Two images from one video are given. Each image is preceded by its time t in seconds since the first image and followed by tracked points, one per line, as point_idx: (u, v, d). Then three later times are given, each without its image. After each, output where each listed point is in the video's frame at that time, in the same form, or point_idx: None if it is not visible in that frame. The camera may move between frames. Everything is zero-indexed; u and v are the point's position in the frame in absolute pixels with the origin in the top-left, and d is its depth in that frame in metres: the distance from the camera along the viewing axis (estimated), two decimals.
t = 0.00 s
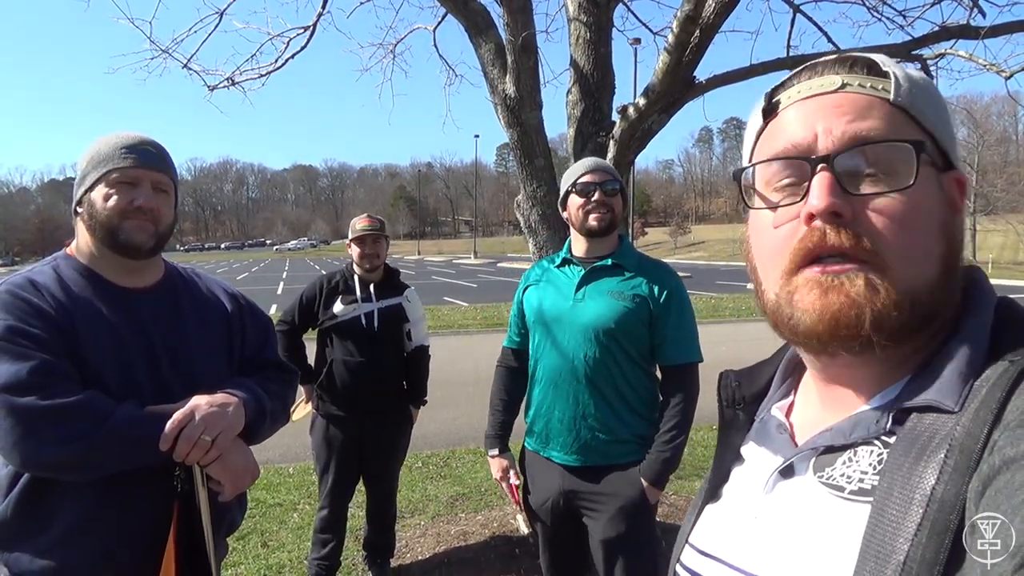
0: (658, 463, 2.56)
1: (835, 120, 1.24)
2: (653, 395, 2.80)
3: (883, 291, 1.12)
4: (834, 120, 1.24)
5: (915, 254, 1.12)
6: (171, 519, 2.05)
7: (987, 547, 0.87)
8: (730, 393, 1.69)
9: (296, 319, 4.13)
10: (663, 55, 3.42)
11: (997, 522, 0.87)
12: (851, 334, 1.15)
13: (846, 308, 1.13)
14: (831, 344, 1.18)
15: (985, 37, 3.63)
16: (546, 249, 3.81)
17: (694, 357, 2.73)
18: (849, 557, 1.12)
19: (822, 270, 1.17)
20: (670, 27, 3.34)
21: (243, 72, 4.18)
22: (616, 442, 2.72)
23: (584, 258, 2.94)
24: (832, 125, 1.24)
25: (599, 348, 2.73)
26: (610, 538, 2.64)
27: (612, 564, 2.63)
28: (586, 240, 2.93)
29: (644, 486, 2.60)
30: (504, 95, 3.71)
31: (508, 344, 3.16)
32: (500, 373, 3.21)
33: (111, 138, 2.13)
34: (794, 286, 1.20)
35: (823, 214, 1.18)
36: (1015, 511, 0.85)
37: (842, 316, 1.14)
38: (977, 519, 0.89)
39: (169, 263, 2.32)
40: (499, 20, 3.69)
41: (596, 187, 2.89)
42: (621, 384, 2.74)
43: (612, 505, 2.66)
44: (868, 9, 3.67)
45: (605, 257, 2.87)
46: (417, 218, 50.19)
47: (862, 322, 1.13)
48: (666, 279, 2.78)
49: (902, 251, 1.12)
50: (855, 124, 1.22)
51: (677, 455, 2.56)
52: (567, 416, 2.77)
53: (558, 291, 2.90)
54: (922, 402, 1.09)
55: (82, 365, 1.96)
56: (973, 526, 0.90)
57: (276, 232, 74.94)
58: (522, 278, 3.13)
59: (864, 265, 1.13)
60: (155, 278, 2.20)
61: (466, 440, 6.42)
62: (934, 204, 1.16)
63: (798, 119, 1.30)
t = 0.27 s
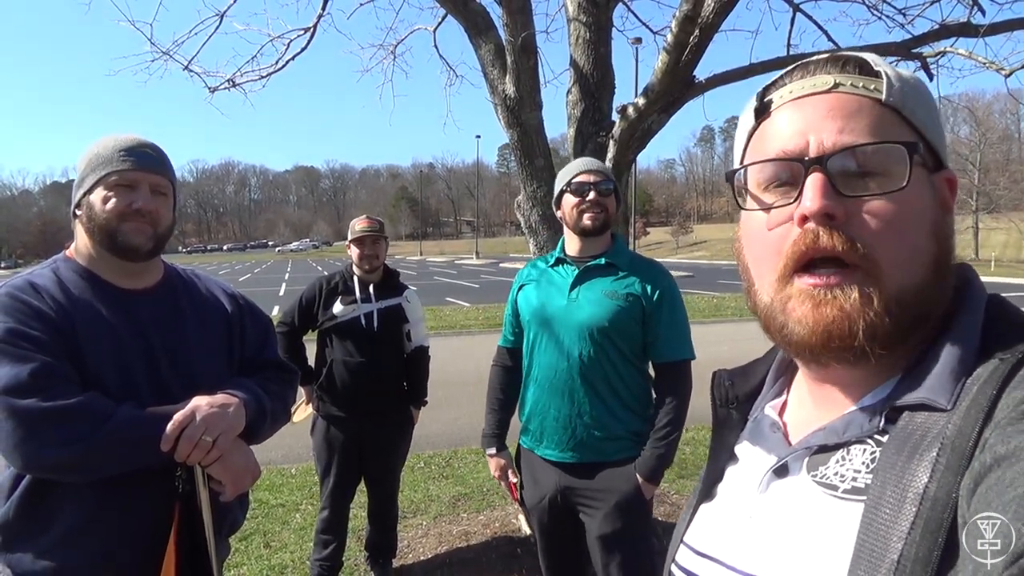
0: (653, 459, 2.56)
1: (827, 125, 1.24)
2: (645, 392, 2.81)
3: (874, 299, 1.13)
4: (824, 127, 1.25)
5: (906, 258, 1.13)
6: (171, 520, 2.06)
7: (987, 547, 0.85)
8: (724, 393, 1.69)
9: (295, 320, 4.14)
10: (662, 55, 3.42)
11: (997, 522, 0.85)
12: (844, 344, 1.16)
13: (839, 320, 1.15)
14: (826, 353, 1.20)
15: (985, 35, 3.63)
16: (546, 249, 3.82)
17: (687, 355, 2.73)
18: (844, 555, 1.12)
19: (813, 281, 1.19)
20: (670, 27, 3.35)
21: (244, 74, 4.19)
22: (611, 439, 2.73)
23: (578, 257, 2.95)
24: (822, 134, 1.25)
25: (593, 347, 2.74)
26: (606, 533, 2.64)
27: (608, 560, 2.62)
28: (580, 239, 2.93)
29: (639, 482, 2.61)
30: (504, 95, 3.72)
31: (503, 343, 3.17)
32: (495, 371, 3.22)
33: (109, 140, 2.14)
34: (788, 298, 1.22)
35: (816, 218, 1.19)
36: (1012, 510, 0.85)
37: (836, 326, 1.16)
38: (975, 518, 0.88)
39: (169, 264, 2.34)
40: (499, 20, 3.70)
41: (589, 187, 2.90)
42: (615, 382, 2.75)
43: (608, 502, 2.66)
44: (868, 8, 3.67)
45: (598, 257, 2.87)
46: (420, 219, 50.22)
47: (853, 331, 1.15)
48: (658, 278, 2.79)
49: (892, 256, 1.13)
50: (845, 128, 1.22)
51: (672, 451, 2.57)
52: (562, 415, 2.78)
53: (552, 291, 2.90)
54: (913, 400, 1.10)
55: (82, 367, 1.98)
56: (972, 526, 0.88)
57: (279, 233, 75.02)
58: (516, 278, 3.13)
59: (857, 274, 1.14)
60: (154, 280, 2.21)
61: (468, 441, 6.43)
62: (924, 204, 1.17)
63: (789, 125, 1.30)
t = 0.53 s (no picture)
0: (648, 457, 2.60)
1: (836, 121, 1.23)
2: (638, 390, 2.80)
3: (885, 292, 1.12)
4: (833, 123, 1.24)
5: (915, 255, 1.13)
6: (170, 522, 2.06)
7: (987, 547, 0.85)
8: (722, 393, 1.69)
9: (294, 322, 4.14)
10: (661, 55, 3.42)
11: (998, 523, 0.85)
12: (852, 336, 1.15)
13: (848, 312, 1.14)
14: (832, 346, 1.18)
15: (984, 33, 3.63)
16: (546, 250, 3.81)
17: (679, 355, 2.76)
18: (844, 555, 1.12)
19: (820, 273, 1.17)
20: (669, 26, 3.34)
21: (244, 76, 3.98)
22: (605, 438, 2.73)
23: (570, 258, 2.94)
24: (831, 130, 1.23)
25: (588, 346, 2.73)
26: (603, 531, 2.65)
27: (605, 556, 2.63)
28: (572, 241, 2.93)
29: (634, 479, 2.62)
30: (504, 96, 3.72)
31: (495, 343, 3.17)
32: (486, 371, 3.21)
33: (106, 142, 2.14)
34: (794, 289, 1.20)
35: (826, 214, 1.17)
36: (1013, 509, 0.84)
37: (844, 318, 1.14)
38: (977, 518, 0.87)
39: (168, 266, 2.34)
40: (498, 21, 3.70)
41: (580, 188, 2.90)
42: (609, 381, 2.75)
43: (604, 500, 2.66)
44: (867, 7, 3.67)
45: (590, 258, 2.87)
46: (420, 220, 50.24)
47: (862, 324, 1.14)
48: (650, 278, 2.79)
49: (902, 252, 1.13)
50: (855, 125, 1.22)
51: (666, 449, 2.61)
52: (556, 414, 2.77)
53: (545, 291, 2.89)
54: (910, 399, 1.09)
55: (80, 369, 1.98)
56: (973, 526, 0.87)
57: (280, 235, 75.06)
58: (508, 278, 3.12)
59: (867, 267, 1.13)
60: (153, 282, 2.22)
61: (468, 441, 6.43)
62: (931, 204, 1.17)
63: (796, 122, 1.29)
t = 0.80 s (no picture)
0: (644, 457, 2.59)
1: (875, 121, 1.18)
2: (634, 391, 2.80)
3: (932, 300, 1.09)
4: (877, 123, 1.18)
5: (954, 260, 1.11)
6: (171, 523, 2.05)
7: (987, 547, 0.85)
8: (723, 394, 1.68)
9: (295, 323, 4.13)
10: (662, 55, 3.41)
11: (997, 523, 0.85)
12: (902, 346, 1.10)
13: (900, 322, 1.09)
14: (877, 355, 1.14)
15: (986, 32, 3.62)
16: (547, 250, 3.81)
17: (674, 355, 2.75)
18: (851, 556, 1.10)
19: (869, 279, 1.11)
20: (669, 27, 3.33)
21: (244, 77, 4.03)
22: (601, 438, 2.73)
23: (566, 260, 2.93)
24: (875, 130, 1.18)
25: (584, 347, 2.73)
26: (598, 529, 2.64)
27: (600, 556, 2.63)
28: (568, 243, 2.92)
29: (630, 479, 2.62)
30: (504, 96, 3.71)
31: (491, 344, 3.16)
32: (481, 371, 3.21)
33: (107, 145, 2.14)
34: (839, 296, 1.15)
35: (878, 220, 1.12)
36: (1013, 509, 0.84)
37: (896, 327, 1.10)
38: (976, 518, 0.88)
39: (169, 268, 2.34)
40: (499, 22, 3.69)
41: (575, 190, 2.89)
42: (605, 382, 2.74)
43: (599, 499, 2.66)
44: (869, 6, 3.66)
45: (586, 259, 2.87)
46: (422, 221, 50.26)
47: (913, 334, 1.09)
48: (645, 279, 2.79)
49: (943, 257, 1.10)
50: (897, 126, 1.17)
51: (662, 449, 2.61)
52: (551, 415, 2.77)
53: (541, 292, 2.89)
54: (920, 395, 1.09)
55: (81, 371, 1.97)
56: (972, 526, 0.88)
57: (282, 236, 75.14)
58: (505, 279, 3.11)
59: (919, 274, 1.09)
60: (154, 284, 2.22)
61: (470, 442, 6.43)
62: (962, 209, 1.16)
63: (834, 120, 1.22)
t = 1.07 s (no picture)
0: (640, 457, 2.59)
1: (892, 122, 1.17)
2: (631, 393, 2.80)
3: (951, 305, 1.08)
4: (895, 123, 1.16)
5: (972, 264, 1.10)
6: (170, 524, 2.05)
7: (987, 547, 0.86)
8: (723, 394, 1.68)
9: (295, 324, 4.13)
10: (662, 55, 3.41)
11: (997, 523, 0.86)
12: (919, 349, 1.09)
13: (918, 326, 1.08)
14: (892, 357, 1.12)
15: (985, 32, 3.61)
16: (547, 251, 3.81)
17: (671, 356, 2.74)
18: (854, 556, 1.10)
19: (886, 283, 1.10)
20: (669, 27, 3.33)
21: (244, 78, 4.11)
22: (598, 438, 2.72)
23: (564, 261, 2.93)
24: (892, 131, 1.16)
25: (581, 348, 2.73)
26: (594, 530, 2.64)
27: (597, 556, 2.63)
28: (565, 244, 2.92)
29: (627, 479, 2.62)
30: (504, 97, 3.71)
31: (490, 343, 3.16)
32: (479, 370, 3.21)
33: (105, 147, 2.14)
34: (856, 299, 1.13)
35: (897, 224, 1.10)
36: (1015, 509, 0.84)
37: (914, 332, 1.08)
38: (977, 518, 0.89)
39: (168, 270, 2.34)
40: (498, 22, 3.69)
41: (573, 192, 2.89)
42: (602, 383, 2.74)
43: (595, 499, 2.66)
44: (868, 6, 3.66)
45: (584, 260, 2.86)
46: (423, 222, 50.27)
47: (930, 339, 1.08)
48: (643, 279, 2.78)
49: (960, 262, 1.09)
50: (914, 127, 1.16)
51: (658, 450, 2.60)
52: (548, 415, 2.77)
53: (540, 292, 2.88)
54: (927, 395, 1.09)
55: (80, 373, 1.97)
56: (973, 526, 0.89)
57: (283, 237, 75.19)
58: (505, 279, 3.11)
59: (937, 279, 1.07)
60: (153, 286, 2.22)
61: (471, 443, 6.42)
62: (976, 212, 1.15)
63: (848, 120, 1.20)
